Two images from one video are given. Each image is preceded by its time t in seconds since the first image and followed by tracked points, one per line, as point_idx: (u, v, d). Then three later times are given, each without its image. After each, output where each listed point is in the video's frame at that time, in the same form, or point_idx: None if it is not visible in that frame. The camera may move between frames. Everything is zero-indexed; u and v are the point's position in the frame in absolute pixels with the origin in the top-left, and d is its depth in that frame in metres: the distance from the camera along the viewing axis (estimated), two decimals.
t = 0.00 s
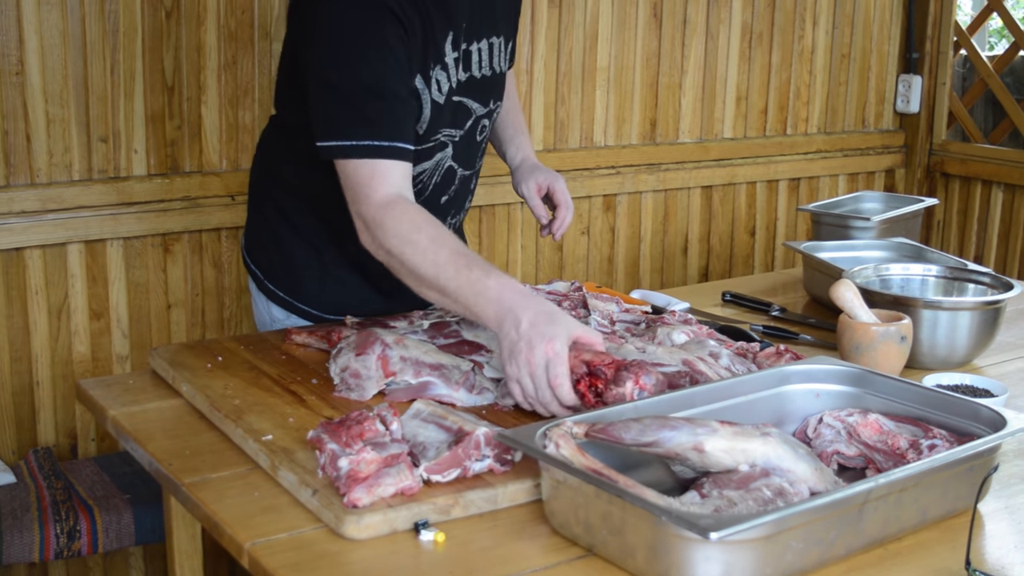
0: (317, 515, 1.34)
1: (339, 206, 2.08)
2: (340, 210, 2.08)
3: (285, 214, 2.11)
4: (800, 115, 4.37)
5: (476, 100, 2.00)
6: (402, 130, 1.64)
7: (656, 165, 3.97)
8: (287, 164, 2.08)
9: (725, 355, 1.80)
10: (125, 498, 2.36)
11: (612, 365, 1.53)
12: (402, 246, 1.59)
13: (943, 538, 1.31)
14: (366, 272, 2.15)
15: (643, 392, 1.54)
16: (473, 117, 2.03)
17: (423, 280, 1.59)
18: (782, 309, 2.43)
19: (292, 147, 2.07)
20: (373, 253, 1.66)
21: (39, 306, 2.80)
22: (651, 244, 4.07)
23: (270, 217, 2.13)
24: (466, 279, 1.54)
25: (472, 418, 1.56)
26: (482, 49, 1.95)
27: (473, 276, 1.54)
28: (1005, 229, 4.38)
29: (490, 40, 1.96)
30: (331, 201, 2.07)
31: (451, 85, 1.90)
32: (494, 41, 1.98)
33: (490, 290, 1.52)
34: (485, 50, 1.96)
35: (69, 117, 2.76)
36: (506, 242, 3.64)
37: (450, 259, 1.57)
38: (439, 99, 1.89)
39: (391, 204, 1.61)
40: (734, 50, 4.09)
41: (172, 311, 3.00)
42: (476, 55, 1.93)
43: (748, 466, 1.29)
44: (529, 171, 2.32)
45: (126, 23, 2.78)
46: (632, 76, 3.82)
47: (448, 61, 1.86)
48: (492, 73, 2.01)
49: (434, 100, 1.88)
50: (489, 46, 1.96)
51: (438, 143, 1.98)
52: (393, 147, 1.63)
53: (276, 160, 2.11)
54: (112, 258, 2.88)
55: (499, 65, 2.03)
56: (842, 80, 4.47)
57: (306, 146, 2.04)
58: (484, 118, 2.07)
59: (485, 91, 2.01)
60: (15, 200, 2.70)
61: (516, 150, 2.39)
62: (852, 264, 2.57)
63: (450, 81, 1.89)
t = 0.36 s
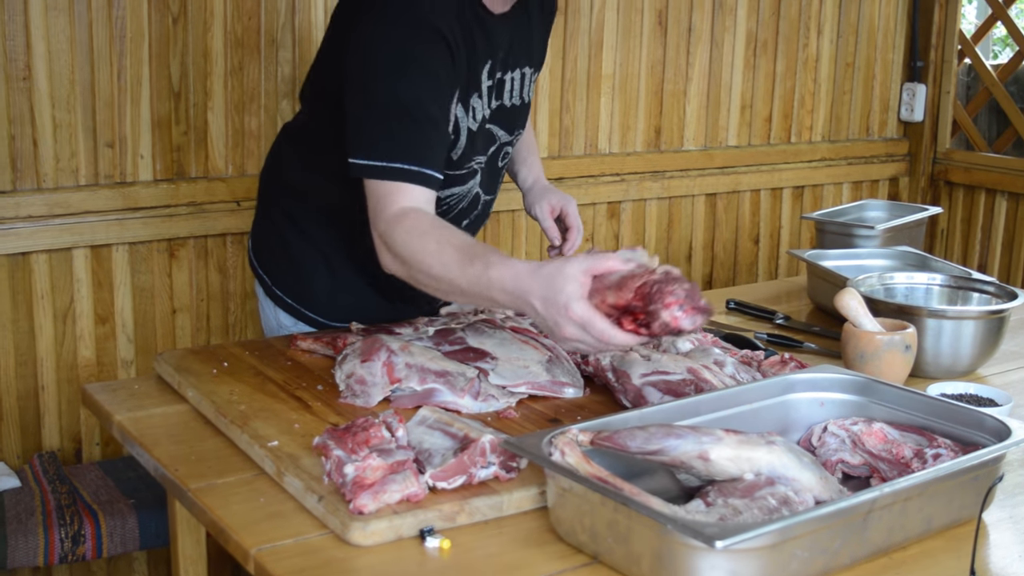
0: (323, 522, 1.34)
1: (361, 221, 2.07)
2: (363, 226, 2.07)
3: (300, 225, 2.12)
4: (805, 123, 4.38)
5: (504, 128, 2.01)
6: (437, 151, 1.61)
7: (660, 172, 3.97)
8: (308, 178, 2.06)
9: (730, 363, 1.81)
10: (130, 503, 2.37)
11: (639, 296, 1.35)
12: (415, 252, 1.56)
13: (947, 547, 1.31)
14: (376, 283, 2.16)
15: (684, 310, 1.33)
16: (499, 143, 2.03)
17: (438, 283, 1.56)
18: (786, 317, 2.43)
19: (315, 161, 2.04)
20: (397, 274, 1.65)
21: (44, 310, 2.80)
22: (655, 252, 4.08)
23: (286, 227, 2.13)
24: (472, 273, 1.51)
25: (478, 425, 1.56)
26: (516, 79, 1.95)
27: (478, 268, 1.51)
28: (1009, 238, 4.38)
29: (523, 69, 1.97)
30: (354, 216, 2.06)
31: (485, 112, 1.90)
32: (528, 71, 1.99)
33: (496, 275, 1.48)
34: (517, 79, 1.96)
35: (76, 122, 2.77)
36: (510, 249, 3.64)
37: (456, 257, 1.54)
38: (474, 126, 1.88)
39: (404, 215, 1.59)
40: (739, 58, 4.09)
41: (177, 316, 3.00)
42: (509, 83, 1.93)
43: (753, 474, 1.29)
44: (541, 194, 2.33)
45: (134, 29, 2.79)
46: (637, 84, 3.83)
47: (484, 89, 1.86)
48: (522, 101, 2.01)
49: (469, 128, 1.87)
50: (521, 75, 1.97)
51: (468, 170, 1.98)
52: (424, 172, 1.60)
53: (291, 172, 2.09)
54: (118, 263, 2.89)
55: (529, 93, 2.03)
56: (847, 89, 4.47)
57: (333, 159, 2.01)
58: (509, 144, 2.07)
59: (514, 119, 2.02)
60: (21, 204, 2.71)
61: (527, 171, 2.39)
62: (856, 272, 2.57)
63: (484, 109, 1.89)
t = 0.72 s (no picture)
0: (328, 527, 1.35)
1: (387, 231, 2.03)
2: (384, 237, 2.04)
3: (314, 234, 2.11)
4: (807, 129, 4.38)
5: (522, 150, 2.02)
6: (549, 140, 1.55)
7: (663, 178, 3.98)
8: (334, 189, 2.02)
9: (734, 368, 1.81)
10: (134, 509, 2.37)
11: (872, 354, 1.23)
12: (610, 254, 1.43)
13: (950, 552, 1.31)
14: (383, 293, 2.18)
15: (917, 377, 1.21)
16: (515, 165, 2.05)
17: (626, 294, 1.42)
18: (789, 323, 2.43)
19: (340, 173, 2.00)
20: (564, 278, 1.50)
21: (49, 316, 2.81)
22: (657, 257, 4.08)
23: (300, 234, 2.13)
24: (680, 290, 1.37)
25: (482, 430, 1.57)
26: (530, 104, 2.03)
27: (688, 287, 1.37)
28: (1011, 243, 4.38)
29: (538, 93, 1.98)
30: (376, 226, 2.03)
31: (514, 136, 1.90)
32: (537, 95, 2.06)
33: (708, 298, 1.35)
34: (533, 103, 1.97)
35: (80, 129, 2.78)
36: (513, 255, 3.65)
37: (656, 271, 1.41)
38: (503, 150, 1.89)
39: (582, 216, 1.47)
40: (741, 64, 4.10)
41: (181, 322, 3.01)
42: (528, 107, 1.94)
43: (757, 479, 1.30)
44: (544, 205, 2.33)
45: (138, 36, 2.80)
46: (640, 90, 3.84)
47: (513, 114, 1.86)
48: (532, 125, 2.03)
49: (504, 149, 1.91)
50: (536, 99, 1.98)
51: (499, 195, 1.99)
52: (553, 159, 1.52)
53: (312, 181, 2.06)
54: (122, 269, 2.90)
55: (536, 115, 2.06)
56: (849, 94, 4.48)
57: (367, 173, 1.95)
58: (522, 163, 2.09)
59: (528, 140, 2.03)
60: (26, 211, 2.72)
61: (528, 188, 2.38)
62: (859, 278, 2.57)
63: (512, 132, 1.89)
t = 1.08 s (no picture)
0: (324, 533, 1.35)
1: (373, 235, 2.03)
2: (375, 241, 2.05)
3: (308, 237, 2.11)
4: (800, 133, 4.40)
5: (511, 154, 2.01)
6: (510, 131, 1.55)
7: (657, 183, 3.99)
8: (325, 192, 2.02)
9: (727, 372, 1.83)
10: (129, 516, 2.37)
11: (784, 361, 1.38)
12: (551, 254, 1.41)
13: (944, 554, 1.32)
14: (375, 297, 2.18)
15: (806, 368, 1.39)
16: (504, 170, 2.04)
17: (575, 291, 1.40)
18: (782, 326, 2.44)
19: (332, 177, 1.99)
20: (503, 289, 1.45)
21: (43, 323, 2.81)
22: (651, 262, 4.09)
23: (294, 238, 2.13)
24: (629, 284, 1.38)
25: (477, 435, 1.57)
26: (522, 110, 2.02)
27: (639, 281, 1.39)
28: (1004, 247, 4.40)
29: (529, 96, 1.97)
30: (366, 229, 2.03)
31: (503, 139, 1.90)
32: (529, 102, 2.04)
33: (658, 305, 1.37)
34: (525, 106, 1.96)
35: (75, 136, 2.78)
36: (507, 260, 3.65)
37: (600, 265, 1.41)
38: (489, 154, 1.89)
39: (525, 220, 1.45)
40: (735, 68, 4.12)
41: (175, 329, 3.01)
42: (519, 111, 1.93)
43: (750, 483, 1.30)
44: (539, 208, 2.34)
45: (132, 42, 2.80)
46: (633, 95, 3.85)
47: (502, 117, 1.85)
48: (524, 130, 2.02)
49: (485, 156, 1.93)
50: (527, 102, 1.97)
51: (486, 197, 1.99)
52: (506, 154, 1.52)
53: (304, 185, 2.06)
54: (116, 276, 2.90)
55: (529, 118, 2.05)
56: (842, 99, 4.49)
57: (354, 177, 1.95)
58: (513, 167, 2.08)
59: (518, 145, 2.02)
60: (20, 218, 2.72)
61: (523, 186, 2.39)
62: (852, 281, 2.58)
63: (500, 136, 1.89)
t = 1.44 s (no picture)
0: (319, 536, 1.35)
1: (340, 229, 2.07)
2: (352, 239, 2.07)
3: (295, 240, 2.13)
4: (793, 137, 4.41)
5: (484, 141, 2.05)
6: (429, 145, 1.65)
7: (650, 187, 4.00)
8: (300, 193, 2.07)
9: (722, 376, 1.82)
10: (122, 520, 2.36)
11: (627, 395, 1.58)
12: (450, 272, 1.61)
13: (938, 557, 1.32)
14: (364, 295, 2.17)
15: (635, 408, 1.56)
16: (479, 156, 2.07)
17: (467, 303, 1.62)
18: (776, 329, 2.44)
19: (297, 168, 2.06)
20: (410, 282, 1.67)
21: (36, 327, 2.80)
22: (645, 266, 4.09)
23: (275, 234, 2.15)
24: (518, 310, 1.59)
25: (472, 439, 1.57)
26: (494, 90, 1.99)
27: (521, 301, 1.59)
28: (996, 250, 4.41)
29: (502, 81, 2.01)
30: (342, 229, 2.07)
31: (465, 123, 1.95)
32: (505, 82, 2.03)
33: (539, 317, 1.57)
34: (496, 91, 2.00)
35: (68, 139, 2.78)
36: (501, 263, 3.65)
37: (497, 288, 1.61)
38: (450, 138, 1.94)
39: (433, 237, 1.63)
40: (728, 72, 4.13)
41: (169, 333, 3.00)
42: (487, 96, 1.97)
43: (744, 486, 1.30)
44: (535, 204, 2.34)
45: (125, 46, 2.80)
46: (627, 98, 3.86)
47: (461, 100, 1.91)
48: (503, 113, 2.05)
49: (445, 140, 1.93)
50: (500, 87, 2.01)
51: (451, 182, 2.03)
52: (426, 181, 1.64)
53: (286, 190, 2.10)
54: (110, 280, 2.89)
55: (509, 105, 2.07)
56: (835, 103, 4.51)
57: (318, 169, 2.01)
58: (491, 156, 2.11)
59: (493, 131, 2.05)
60: (13, 221, 2.71)
61: (522, 182, 2.41)
62: (845, 285, 2.58)
63: (462, 120, 1.94)
